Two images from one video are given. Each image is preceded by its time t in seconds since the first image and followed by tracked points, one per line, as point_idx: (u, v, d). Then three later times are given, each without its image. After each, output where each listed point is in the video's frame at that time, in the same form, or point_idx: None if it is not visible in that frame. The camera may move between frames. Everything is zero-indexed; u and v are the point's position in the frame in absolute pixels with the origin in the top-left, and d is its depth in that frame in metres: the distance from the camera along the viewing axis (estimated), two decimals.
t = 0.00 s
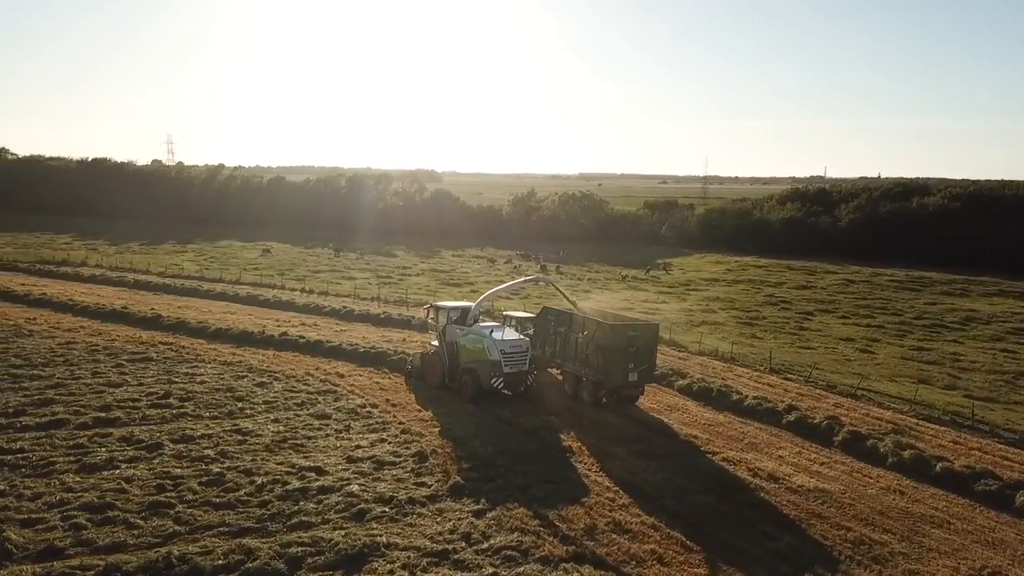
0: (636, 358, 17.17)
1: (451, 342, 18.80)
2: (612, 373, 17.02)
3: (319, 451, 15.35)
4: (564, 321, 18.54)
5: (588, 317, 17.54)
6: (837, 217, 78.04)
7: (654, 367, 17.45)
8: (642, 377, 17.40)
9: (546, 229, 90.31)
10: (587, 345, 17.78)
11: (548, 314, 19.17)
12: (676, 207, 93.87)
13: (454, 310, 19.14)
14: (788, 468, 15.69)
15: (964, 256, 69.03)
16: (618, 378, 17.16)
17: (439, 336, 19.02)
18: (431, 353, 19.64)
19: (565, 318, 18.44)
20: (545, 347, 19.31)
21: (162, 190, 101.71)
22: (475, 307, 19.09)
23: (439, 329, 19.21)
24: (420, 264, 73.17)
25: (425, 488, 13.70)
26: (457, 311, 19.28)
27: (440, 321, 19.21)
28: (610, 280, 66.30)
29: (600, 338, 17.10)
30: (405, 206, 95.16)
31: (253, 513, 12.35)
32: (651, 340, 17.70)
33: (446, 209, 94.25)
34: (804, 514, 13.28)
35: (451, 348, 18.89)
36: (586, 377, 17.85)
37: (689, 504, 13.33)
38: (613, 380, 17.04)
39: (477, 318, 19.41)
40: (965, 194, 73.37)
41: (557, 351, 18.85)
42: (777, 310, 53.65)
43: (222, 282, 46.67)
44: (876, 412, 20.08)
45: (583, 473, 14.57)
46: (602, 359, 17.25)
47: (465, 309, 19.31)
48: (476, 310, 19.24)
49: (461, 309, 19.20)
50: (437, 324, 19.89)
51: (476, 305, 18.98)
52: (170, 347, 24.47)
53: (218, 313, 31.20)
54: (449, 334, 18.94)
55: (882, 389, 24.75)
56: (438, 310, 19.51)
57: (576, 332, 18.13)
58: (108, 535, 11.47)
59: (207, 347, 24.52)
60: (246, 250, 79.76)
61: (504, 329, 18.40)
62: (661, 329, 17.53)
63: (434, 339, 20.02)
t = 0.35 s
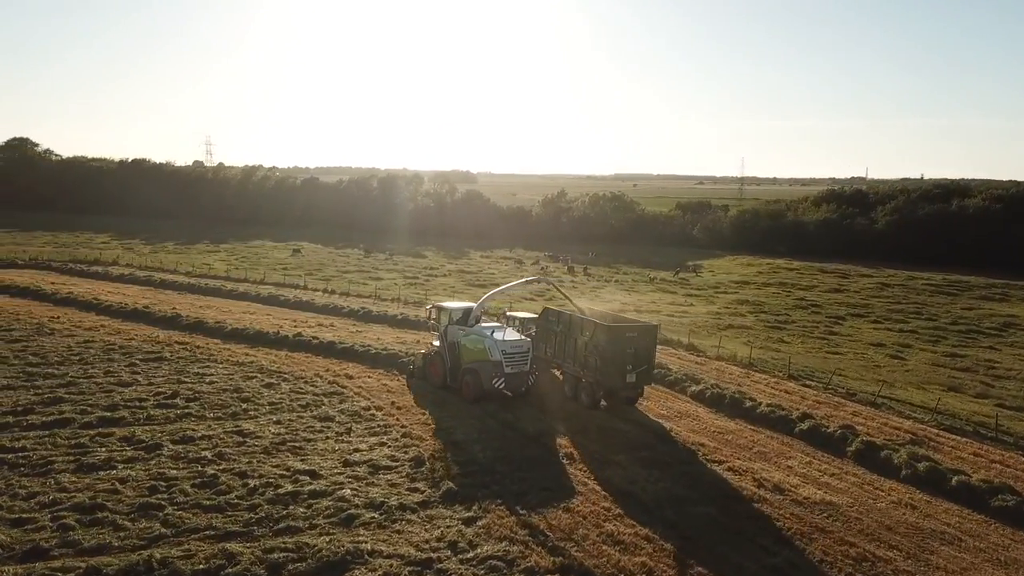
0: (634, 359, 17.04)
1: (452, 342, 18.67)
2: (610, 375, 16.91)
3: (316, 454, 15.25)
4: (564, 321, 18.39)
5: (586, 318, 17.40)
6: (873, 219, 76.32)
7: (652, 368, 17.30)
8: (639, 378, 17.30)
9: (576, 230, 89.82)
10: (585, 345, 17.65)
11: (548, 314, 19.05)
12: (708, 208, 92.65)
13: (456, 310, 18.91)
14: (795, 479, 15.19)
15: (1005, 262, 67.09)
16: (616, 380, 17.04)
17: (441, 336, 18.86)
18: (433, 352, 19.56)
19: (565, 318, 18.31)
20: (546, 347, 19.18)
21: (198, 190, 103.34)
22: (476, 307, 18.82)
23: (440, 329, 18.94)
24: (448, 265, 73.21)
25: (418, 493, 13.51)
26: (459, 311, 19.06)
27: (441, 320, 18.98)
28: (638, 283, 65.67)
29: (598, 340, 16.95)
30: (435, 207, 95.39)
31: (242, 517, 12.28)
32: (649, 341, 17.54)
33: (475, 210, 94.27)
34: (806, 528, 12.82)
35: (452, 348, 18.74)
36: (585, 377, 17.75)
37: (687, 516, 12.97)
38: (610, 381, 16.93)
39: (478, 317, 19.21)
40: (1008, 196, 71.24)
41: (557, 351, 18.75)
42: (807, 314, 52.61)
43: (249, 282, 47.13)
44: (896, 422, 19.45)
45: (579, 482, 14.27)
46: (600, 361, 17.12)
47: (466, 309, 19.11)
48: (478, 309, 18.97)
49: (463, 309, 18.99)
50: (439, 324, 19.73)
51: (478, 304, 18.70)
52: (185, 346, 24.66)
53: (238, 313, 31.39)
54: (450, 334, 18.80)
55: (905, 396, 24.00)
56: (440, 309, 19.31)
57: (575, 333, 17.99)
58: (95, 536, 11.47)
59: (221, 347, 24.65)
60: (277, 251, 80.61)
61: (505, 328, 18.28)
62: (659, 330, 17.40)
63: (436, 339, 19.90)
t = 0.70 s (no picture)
0: (631, 360, 16.89)
1: (453, 342, 18.72)
2: (606, 376, 16.79)
3: (312, 457, 15.15)
4: (563, 323, 18.31)
5: (584, 318, 17.31)
6: (911, 221, 74.44)
7: (650, 370, 17.13)
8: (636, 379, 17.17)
9: (605, 231, 89.08)
10: (583, 346, 17.55)
11: (548, 315, 18.99)
12: (741, 209, 91.26)
13: (457, 310, 18.92)
14: (801, 491, 14.69)
15: None
16: (613, 381, 16.89)
17: (442, 336, 18.88)
18: (434, 352, 19.61)
19: (564, 319, 18.24)
20: (546, 348, 19.10)
21: (232, 191, 104.69)
22: (478, 308, 18.83)
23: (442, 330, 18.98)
24: (475, 266, 73.11)
25: (408, 499, 13.32)
26: (460, 311, 19.13)
27: (442, 321, 19.03)
28: (665, 285, 64.90)
29: (595, 341, 16.84)
30: (465, 208, 95.37)
31: (227, 520, 12.18)
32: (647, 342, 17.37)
33: (503, 211, 94.01)
34: (806, 543, 12.35)
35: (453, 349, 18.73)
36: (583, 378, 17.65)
37: (682, 527, 12.60)
38: (607, 382, 16.81)
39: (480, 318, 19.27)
40: None
41: (557, 352, 18.67)
42: (837, 318, 51.46)
43: (274, 282, 47.42)
44: (914, 432, 18.78)
45: (574, 490, 13.96)
46: (597, 362, 17.01)
47: (468, 310, 19.14)
48: (479, 310, 18.98)
49: (465, 310, 19.00)
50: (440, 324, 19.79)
51: (479, 305, 18.71)
52: (199, 346, 24.78)
53: (256, 313, 31.50)
54: (451, 335, 18.84)
55: (929, 405, 23.20)
56: (441, 309, 19.37)
57: (574, 334, 17.90)
58: (79, 538, 11.45)
59: (234, 348, 24.75)
60: (307, 250, 81.26)
61: (505, 329, 18.27)
62: (657, 331, 17.26)
63: (438, 340, 19.89)
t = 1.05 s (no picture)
0: (626, 360, 16.73)
1: (454, 343, 18.79)
2: (601, 377, 16.66)
3: (306, 461, 15.00)
4: (562, 322, 18.19)
5: (579, 318, 17.17)
6: (947, 223, 72.52)
7: (646, 370, 16.98)
8: (633, 380, 17.05)
9: (634, 232, 88.24)
10: (579, 346, 17.43)
11: (547, 316, 18.88)
12: (773, 210, 89.69)
13: (457, 310, 18.93)
14: (805, 503, 14.16)
15: None
16: (609, 382, 16.78)
17: (442, 336, 18.94)
18: (435, 352, 19.66)
19: (561, 319, 18.13)
20: (546, 348, 19.00)
21: (265, 191, 105.81)
22: (478, 308, 18.88)
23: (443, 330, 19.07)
24: (500, 267, 72.89)
25: (396, 505, 13.09)
26: (461, 311, 19.16)
27: (443, 321, 19.09)
28: (691, 287, 64.11)
29: (589, 342, 16.71)
30: (494, 208, 95.17)
31: (211, 525, 12.06)
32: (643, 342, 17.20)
33: (531, 212, 93.71)
34: (803, 559, 11.87)
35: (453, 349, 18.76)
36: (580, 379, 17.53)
37: (674, 539, 12.20)
38: (602, 383, 16.68)
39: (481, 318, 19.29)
40: None
41: (556, 352, 18.57)
42: (867, 322, 50.29)
43: (297, 281, 47.67)
44: (931, 442, 18.10)
45: (568, 499, 13.63)
46: (592, 362, 16.87)
47: (468, 311, 19.16)
48: (480, 310, 18.99)
49: (466, 310, 19.05)
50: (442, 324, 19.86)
51: (479, 306, 18.77)
52: (211, 347, 24.87)
53: (272, 313, 31.63)
54: (451, 336, 18.91)
55: (951, 413, 22.41)
56: (442, 309, 19.42)
57: (571, 334, 17.80)
58: (61, 540, 11.42)
59: (246, 348, 24.78)
60: (335, 251, 81.79)
61: (505, 330, 18.30)
62: (653, 330, 17.12)
63: (438, 340, 19.90)
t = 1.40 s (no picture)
0: (624, 361, 16.64)
1: (454, 343, 18.82)
2: (599, 377, 16.59)
3: (300, 464, 14.87)
4: (562, 323, 18.15)
5: (578, 319, 17.11)
6: (983, 225, 70.73)
7: (643, 371, 16.94)
8: (630, 380, 16.97)
9: (660, 233, 87.44)
10: (577, 347, 17.40)
11: (547, 316, 18.85)
12: (803, 211, 88.23)
13: (458, 311, 18.94)
14: (809, 515, 13.69)
15: None
16: (606, 382, 16.74)
17: (443, 336, 19.00)
18: (436, 352, 19.68)
19: (562, 320, 18.13)
20: (547, 349, 18.98)
21: (293, 192, 106.66)
22: (479, 309, 18.94)
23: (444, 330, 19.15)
24: (524, 267, 72.70)
25: (385, 512, 12.90)
26: (462, 312, 19.21)
27: (444, 321, 19.13)
28: (716, 290, 63.31)
29: (587, 343, 16.70)
30: (520, 209, 94.88)
31: (195, 528, 11.96)
32: (641, 343, 17.17)
33: (557, 212, 93.17)
34: None
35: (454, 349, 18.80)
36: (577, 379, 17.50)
37: (666, 552, 11.86)
38: (599, 383, 16.61)
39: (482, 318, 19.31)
40: None
41: (556, 353, 18.57)
42: (895, 326, 49.18)
43: (318, 282, 47.81)
44: (949, 454, 17.44)
45: (561, 507, 13.33)
46: (591, 362, 16.81)
47: (469, 311, 19.20)
48: (481, 311, 19.04)
49: (467, 310, 19.11)
50: (443, 324, 19.87)
51: (480, 307, 18.84)
52: (223, 347, 24.97)
53: (288, 314, 31.74)
54: (452, 336, 18.94)
55: (973, 423, 21.65)
56: (444, 309, 19.46)
57: (570, 334, 17.75)
58: (45, 541, 11.40)
59: (257, 349, 24.83)
60: (360, 251, 82.22)
61: (505, 330, 18.33)
62: (652, 331, 17.03)
63: (440, 340, 19.96)
